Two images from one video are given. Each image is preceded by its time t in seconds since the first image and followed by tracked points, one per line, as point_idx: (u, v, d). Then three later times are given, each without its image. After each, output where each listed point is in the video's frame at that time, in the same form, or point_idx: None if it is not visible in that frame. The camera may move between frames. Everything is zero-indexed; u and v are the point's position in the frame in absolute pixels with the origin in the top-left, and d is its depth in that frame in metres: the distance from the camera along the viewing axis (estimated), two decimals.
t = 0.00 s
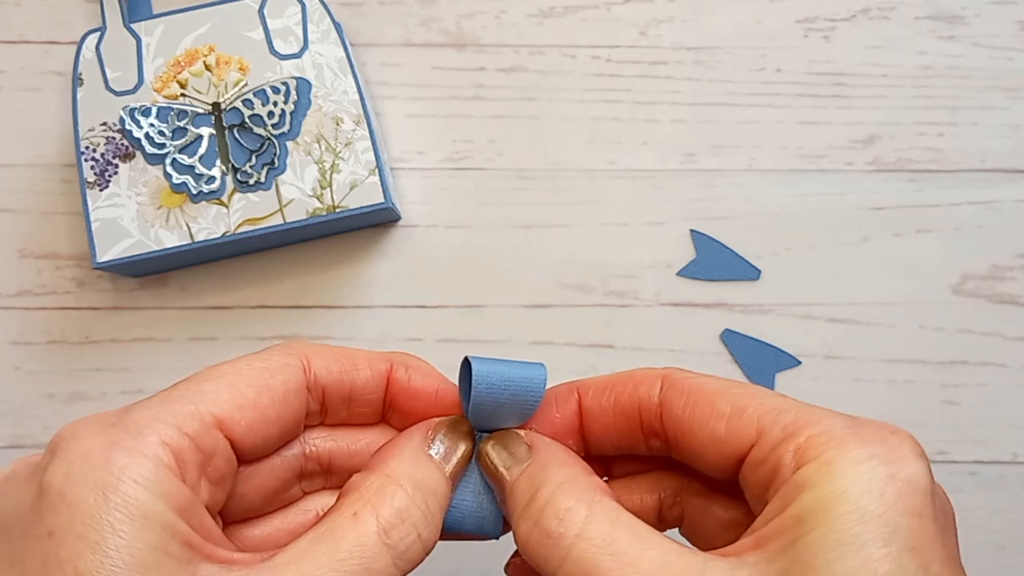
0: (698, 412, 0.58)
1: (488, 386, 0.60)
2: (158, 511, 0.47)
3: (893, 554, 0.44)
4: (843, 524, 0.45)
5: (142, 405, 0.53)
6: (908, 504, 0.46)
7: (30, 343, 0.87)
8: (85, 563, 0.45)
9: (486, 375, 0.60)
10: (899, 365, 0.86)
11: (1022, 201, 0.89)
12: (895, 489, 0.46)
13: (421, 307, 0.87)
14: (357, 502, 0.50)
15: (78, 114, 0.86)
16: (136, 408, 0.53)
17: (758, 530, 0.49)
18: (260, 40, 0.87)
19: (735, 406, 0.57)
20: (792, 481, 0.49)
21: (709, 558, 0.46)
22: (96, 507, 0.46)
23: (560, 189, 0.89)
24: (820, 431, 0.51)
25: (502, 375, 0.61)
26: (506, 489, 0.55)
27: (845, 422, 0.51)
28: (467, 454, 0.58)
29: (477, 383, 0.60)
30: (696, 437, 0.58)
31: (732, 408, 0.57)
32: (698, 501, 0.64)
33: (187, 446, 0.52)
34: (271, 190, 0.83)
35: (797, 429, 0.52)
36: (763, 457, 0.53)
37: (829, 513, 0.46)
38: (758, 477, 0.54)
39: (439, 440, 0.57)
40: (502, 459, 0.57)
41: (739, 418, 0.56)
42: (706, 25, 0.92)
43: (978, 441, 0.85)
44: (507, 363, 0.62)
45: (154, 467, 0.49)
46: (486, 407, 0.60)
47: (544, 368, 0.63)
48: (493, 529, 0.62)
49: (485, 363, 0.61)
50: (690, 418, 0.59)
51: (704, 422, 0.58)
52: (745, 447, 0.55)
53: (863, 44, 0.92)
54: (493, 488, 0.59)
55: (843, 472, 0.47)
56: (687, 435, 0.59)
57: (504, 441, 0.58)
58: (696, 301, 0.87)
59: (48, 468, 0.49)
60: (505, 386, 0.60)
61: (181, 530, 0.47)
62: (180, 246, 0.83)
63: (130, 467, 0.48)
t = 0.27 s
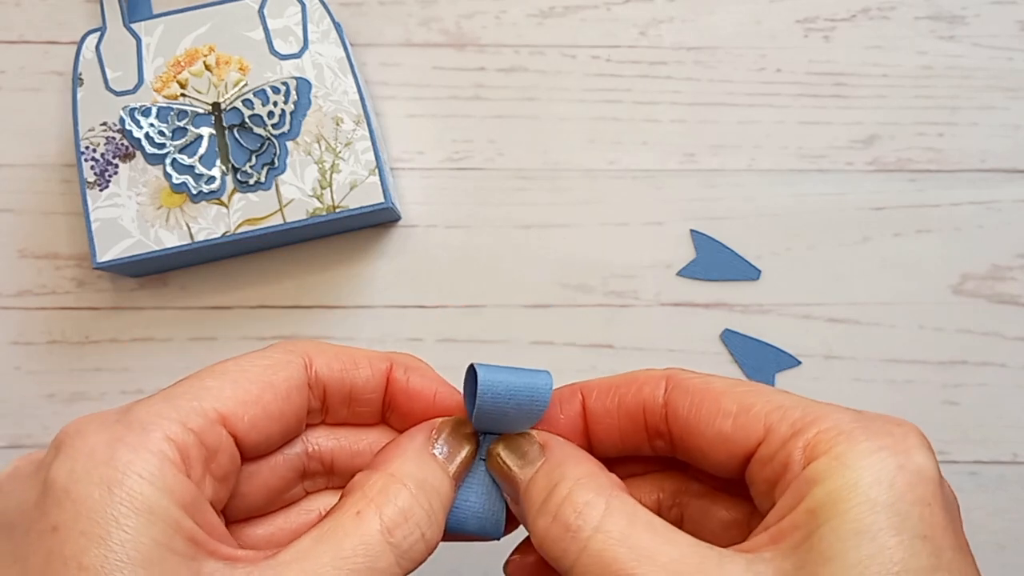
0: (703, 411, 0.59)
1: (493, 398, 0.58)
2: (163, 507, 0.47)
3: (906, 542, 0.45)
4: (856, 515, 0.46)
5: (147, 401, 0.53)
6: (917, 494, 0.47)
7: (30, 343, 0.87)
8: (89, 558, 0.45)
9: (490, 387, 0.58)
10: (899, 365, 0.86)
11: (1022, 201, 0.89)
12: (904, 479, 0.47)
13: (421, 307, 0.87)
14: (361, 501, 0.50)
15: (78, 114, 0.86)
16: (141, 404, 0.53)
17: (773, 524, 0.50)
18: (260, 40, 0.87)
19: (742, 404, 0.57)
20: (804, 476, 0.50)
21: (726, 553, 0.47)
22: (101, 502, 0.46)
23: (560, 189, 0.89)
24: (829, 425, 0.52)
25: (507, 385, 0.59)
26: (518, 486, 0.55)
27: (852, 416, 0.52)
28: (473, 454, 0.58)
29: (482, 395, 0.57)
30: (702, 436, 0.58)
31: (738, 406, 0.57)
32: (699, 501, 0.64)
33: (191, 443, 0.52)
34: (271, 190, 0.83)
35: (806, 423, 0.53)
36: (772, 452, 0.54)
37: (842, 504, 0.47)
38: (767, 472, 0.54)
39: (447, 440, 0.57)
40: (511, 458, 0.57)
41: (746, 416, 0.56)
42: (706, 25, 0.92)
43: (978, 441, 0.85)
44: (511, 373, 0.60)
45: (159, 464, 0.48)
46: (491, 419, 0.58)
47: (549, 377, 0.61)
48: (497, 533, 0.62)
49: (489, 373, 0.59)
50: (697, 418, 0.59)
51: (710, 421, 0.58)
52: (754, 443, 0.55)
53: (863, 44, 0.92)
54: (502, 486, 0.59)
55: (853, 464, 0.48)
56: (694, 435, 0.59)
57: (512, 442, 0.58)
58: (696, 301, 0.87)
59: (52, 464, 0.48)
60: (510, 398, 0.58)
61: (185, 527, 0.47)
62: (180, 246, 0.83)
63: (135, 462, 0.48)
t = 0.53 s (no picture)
0: (731, 410, 0.60)
1: (512, 376, 0.59)
2: (116, 476, 0.51)
3: (945, 535, 0.49)
4: (895, 507, 0.49)
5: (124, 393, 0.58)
6: (952, 488, 0.51)
7: (30, 343, 0.87)
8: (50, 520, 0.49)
9: (513, 366, 0.59)
10: (899, 365, 0.86)
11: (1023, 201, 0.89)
12: (939, 474, 0.51)
13: (421, 307, 0.87)
14: (297, 457, 0.51)
15: (77, 114, 0.86)
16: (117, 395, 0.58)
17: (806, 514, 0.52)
18: (260, 40, 0.87)
19: (770, 401, 0.60)
20: (839, 469, 0.52)
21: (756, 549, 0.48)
22: (70, 467, 0.51)
23: (560, 189, 0.89)
24: (859, 422, 0.55)
25: (528, 368, 0.60)
26: (531, 483, 0.55)
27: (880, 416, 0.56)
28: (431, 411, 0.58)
29: (503, 371, 0.59)
30: (729, 434, 0.60)
31: (767, 403, 0.60)
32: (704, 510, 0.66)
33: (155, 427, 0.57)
34: (271, 190, 0.83)
35: (837, 421, 0.56)
36: (802, 447, 0.57)
37: (880, 497, 0.50)
38: (795, 469, 0.57)
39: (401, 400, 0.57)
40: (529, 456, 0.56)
41: (775, 412, 0.59)
42: (706, 25, 0.92)
43: (978, 441, 0.85)
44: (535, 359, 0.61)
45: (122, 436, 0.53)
46: (507, 398, 0.59)
47: (571, 368, 0.61)
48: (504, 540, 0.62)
49: (514, 354, 0.60)
50: (723, 415, 0.61)
51: (738, 418, 0.60)
52: (782, 440, 0.58)
53: (863, 44, 0.92)
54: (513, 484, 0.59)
55: (889, 459, 0.51)
56: (717, 433, 0.61)
57: (526, 440, 0.58)
58: (696, 301, 0.87)
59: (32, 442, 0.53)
60: (529, 381, 0.60)
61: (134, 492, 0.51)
62: (180, 246, 0.83)
63: (99, 435, 0.53)
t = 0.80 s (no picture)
0: (724, 425, 0.61)
1: (500, 405, 0.58)
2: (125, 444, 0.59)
3: (946, 539, 0.50)
4: (894, 513, 0.50)
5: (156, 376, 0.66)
6: (953, 492, 0.52)
7: (30, 343, 0.87)
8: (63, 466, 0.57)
9: (501, 395, 0.58)
10: (899, 365, 0.86)
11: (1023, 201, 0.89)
12: (940, 478, 0.52)
13: (421, 307, 0.86)
14: (319, 481, 0.58)
15: (77, 114, 0.86)
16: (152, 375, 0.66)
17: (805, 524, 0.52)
18: (260, 40, 0.87)
19: (764, 414, 0.60)
20: (837, 478, 0.53)
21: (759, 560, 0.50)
22: (85, 425, 0.60)
23: (560, 189, 0.89)
24: (856, 428, 0.56)
25: (515, 395, 0.58)
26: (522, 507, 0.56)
27: (877, 420, 0.56)
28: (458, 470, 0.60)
29: (489, 401, 0.58)
30: (726, 449, 0.61)
31: (760, 416, 0.60)
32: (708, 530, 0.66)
33: (165, 411, 0.63)
34: (271, 190, 0.83)
35: (833, 428, 0.56)
36: (801, 457, 0.57)
37: (880, 504, 0.51)
38: (793, 480, 0.58)
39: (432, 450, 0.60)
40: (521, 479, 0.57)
41: (770, 424, 0.59)
42: (706, 25, 0.92)
43: (978, 441, 0.85)
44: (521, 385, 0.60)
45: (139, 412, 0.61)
46: (495, 428, 0.58)
47: (558, 393, 0.60)
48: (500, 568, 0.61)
49: (500, 382, 0.59)
50: (716, 432, 0.61)
51: (733, 432, 0.60)
52: (780, 451, 0.58)
53: (863, 44, 0.92)
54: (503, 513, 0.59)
55: (888, 465, 0.52)
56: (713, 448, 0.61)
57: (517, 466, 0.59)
58: (696, 301, 0.87)
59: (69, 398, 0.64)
60: (516, 408, 0.58)
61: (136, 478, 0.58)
62: (180, 246, 0.83)
63: (115, 402, 0.61)
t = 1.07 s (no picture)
0: (715, 413, 0.61)
1: (489, 400, 0.61)
2: (113, 425, 0.57)
3: (933, 525, 0.49)
4: (878, 499, 0.49)
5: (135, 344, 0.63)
6: (941, 476, 0.51)
7: (30, 343, 0.86)
8: (47, 450, 0.54)
9: (488, 391, 0.61)
10: (899, 365, 0.86)
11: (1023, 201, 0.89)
12: (926, 463, 0.51)
13: (421, 307, 0.86)
14: (309, 471, 0.58)
15: (78, 114, 0.86)
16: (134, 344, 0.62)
17: (791, 512, 0.52)
18: (260, 40, 0.87)
19: (754, 400, 0.60)
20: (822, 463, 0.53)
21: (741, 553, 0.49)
22: (63, 403, 0.56)
23: (560, 189, 0.89)
24: (843, 413, 0.55)
25: (504, 391, 0.61)
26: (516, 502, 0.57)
27: (867, 406, 0.56)
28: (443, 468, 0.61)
29: (478, 398, 0.60)
30: (717, 437, 0.61)
31: (750, 403, 0.60)
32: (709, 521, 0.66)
33: (152, 389, 0.60)
34: (272, 190, 0.83)
35: (821, 413, 0.56)
36: (788, 443, 0.57)
37: (864, 490, 0.50)
38: (783, 466, 0.57)
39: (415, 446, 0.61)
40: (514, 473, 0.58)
41: (759, 411, 0.59)
42: (706, 25, 0.92)
43: (978, 441, 0.85)
44: (510, 380, 0.62)
45: (125, 388, 0.58)
46: (486, 422, 0.61)
47: (547, 386, 0.62)
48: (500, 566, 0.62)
49: (488, 378, 0.61)
50: (707, 421, 0.61)
51: (723, 418, 0.60)
52: (768, 438, 0.58)
53: (863, 44, 0.92)
54: (499, 507, 0.60)
55: (874, 449, 0.52)
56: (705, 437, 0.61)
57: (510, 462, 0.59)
58: (696, 301, 0.87)
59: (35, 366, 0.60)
60: (507, 402, 0.61)
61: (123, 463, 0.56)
62: (180, 246, 0.83)
63: (97, 377, 0.58)
